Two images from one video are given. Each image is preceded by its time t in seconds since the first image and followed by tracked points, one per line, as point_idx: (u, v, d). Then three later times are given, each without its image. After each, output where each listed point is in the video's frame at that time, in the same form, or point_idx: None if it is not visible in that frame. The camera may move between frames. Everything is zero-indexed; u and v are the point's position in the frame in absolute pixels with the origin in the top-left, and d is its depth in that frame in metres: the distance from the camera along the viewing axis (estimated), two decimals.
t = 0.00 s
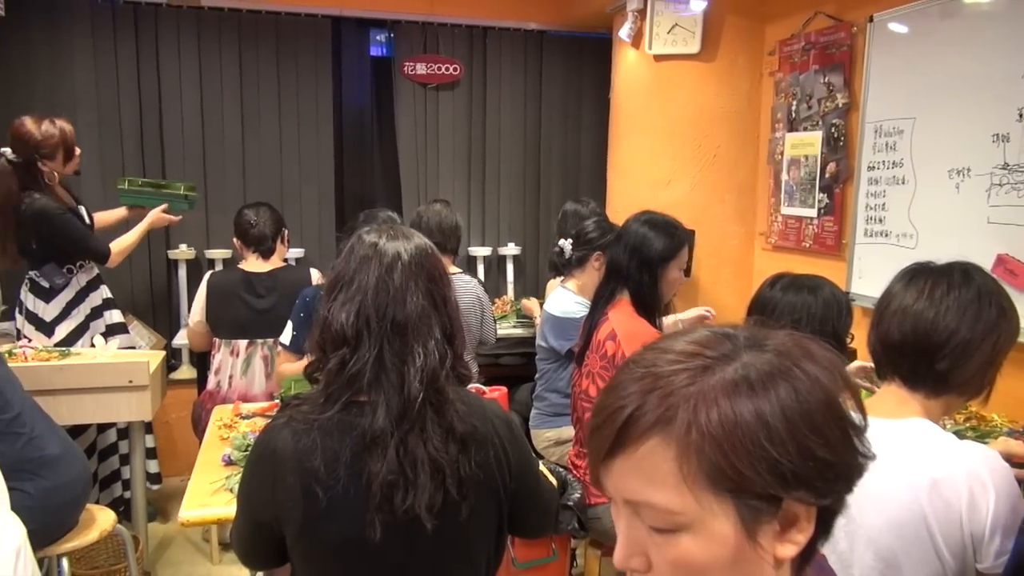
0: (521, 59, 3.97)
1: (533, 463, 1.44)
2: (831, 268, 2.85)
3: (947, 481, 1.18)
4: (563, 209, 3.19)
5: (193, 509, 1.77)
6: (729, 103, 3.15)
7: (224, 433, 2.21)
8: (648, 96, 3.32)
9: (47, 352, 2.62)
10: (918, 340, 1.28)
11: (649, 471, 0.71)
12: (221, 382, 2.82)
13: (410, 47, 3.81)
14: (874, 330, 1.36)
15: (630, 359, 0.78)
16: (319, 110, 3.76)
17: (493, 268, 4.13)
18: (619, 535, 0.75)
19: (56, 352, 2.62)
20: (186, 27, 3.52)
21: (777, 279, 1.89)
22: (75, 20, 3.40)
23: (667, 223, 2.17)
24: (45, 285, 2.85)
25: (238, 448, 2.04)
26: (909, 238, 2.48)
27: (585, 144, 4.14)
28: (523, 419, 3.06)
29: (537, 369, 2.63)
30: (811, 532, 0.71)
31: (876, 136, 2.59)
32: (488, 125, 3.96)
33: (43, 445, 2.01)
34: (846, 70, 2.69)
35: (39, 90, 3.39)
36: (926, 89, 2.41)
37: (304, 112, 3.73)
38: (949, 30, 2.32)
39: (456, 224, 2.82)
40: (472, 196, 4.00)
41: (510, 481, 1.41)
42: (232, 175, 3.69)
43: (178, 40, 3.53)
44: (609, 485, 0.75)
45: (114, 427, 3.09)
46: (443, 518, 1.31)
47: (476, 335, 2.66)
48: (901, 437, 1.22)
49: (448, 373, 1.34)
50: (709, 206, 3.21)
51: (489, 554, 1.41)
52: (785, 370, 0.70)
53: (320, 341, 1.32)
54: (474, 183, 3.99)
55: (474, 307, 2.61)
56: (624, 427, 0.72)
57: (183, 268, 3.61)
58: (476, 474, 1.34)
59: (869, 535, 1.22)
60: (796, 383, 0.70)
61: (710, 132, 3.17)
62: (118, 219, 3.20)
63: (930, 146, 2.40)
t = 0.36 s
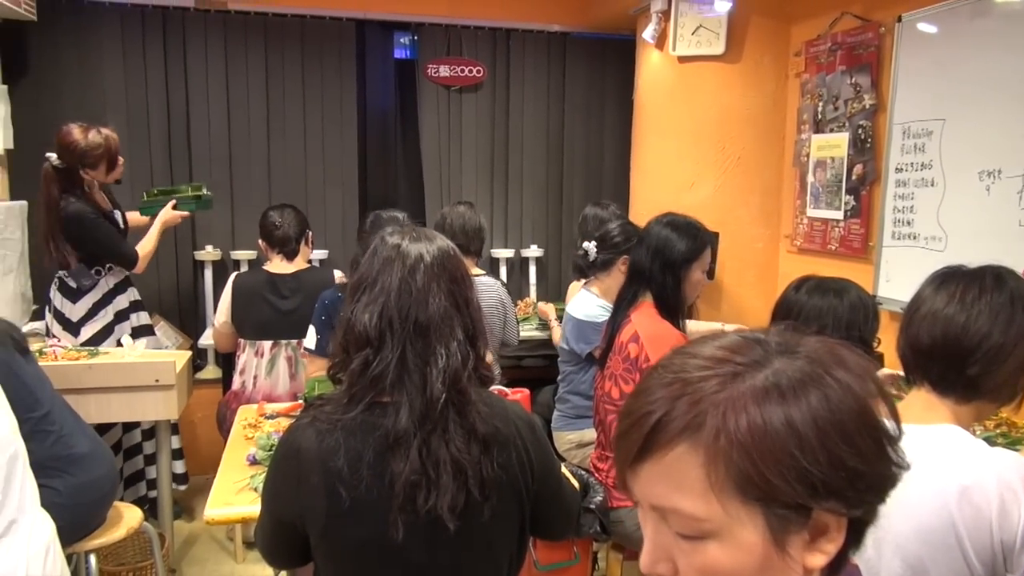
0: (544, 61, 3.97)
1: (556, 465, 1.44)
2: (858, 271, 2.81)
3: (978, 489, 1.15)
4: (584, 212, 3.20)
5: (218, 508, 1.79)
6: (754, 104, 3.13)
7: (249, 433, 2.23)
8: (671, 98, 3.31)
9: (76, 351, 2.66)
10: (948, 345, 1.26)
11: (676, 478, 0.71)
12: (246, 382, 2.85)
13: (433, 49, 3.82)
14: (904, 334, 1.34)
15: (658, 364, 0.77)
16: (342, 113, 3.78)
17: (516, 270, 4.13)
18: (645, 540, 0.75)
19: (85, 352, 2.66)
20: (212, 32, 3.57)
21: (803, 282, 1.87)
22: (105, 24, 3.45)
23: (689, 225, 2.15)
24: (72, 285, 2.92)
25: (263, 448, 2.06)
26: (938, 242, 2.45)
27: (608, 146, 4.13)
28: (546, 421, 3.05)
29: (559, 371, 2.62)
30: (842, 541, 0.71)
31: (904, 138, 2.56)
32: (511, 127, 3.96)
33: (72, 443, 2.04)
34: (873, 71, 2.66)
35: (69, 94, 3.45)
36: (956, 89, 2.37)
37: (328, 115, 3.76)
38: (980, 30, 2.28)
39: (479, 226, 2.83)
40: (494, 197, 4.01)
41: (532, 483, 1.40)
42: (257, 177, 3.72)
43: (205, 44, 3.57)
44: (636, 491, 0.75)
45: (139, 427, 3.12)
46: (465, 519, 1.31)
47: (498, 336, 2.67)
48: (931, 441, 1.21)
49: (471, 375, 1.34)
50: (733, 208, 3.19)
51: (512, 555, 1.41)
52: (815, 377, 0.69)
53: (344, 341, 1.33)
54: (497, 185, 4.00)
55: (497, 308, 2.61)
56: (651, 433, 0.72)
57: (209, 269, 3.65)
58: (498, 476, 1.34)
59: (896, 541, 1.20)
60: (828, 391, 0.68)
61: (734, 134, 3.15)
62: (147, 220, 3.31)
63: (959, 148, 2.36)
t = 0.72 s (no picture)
0: (571, 65, 3.97)
1: (581, 469, 1.44)
2: (889, 276, 2.78)
3: (1013, 499, 1.13)
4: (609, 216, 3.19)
5: (245, 508, 1.81)
6: (782, 107, 3.10)
7: (276, 434, 2.25)
8: (699, 102, 3.30)
9: (108, 352, 2.71)
10: (982, 353, 1.23)
11: (688, 484, 0.71)
12: (273, 384, 2.88)
13: (460, 53, 3.84)
14: (937, 342, 1.32)
15: (680, 371, 0.78)
16: (370, 117, 3.81)
17: (541, 273, 4.13)
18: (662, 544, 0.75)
19: (117, 352, 2.70)
20: (242, 38, 3.61)
21: (832, 287, 1.85)
22: (137, 31, 3.51)
23: (718, 228, 2.13)
24: (109, 288, 2.97)
25: (290, 449, 2.08)
26: (970, 246, 2.40)
27: (635, 150, 4.12)
28: (570, 425, 3.05)
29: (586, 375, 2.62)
30: (861, 560, 0.68)
31: (936, 141, 2.52)
32: (537, 130, 3.97)
33: (103, 442, 2.07)
34: (904, 74, 2.63)
35: (103, 100, 3.52)
36: (990, 91, 2.33)
37: (355, 119, 3.79)
38: (1015, 31, 2.24)
39: (505, 229, 2.83)
40: (520, 200, 4.01)
41: (557, 487, 1.40)
42: (285, 181, 3.76)
43: (235, 50, 3.62)
44: (654, 494, 0.76)
45: (165, 428, 3.16)
46: (491, 522, 1.32)
47: (524, 340, 2.67)
48: (965, 451, 1.18)
49: (497, 378, 1.34)
50: (760, 212, 3.16)
51: (537, 559, 1.41)
52: (835, 392, 0.67)
53: (371, 344, 1.34)
54: (523, 188, 4.00)
55: (523, 311, 2.62)
56: (666, 438, 0.73)
57: (237, 272, 3.70)
58: (524, 480, 1.34)
59: (928, 551, 1.18)
60: (847, 406, 0.66)
61: (762, 138, 3.12)
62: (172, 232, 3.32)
63: (993, 151, 2.32)
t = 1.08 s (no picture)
0: (593, 66, 3.96)
1: (604, 471, 1.43)
2: (915, 279, 2.74)
3: None
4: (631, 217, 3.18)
5: (268, 507, 1.82)
6: (807, 107, 3.07)
7: (299, 434, 2.27)
8: (722, 103, 3.28)
9: (135, 351, 2.75)
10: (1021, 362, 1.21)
11: (699, 484, 0.72)
12: (295, 384, 2.88)
13: (482, 55, 3.85)
14: (976, 353, 1.30)
15: (703, 373, 0.77)
16: (392, 119, 3.83)
17: (563, 275, 4.12)
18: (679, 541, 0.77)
19: (143, 352, 2.74)
20: (267, 41, 3.65)
21: (856, 289, 1.82)
22: (163, 35, 3.56)
23: (742, 231, 2.12)
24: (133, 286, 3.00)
25: (312, 449, 2.09)
26: (1000, 249, 2.36)
27: (657, 152, 4.10)
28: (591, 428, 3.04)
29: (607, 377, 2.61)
30: None
31: (964, 142, 2.48)
32: (559, 132, 3.97)
33: (130, 440, 2.10)
34: (932, 73, 2.60)
35: (130, 102, 3.57)
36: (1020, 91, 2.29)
37: (378, 121, 3.82)
38: None
39: (527, 231, 2.83)
40: (542, 202, 4.01)
41: (578, 489, 1.40)
42: (308, 182, 3.79)
43: (260, 53, 3.65)
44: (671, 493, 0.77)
45: (190, 427, 3.20)
46: (511, 522, 1.31)
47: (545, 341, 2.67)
48: (1003, 458, 1.17)
49: (519, 380, 1.34)
50: (784, 214, 3.13)
51: (558, 561, 1.41)
52: (855, 406, 0.64)
53: (394, 344, 1.35)
54: (545, 190, 4.01)
55: (545, 314, 2.62)
56: (681, 437, 0.73)
57: (261, 273, 3.74)
58: (545, 481, 1.33)
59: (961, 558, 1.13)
60: (866, 421, 0.63)
61: (785, 140, 3.09)
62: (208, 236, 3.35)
63: None
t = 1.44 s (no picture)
0: (618, 66, 3.95)
1: (632, 476, 1.42)
2: (948, 281, 2.70)
3: None
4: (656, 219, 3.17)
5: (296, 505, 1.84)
6: (835, 107, 3.04)
7: (324, 433, 2.29)
8: (749, 103, 3.26)
9: (163, 350, 2.79)
10: None
11: (724, 489, 0.71)
12: (321, 383, 2.92)
13: (508, 55, 3.85)
14: None
15: (729, 377, 0.77)
16: (418, 120, 3.85)
17: (587, 275, 4.12)
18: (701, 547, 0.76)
19: (171, 350, 2.78)
20: (294, 43, 3.68)
21: (887, 292, 1.80)
22: (192, 38, 3.61)
23: (770, 232, 2.11)
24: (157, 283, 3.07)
25: (337, 448, 2.10)
26: None
27: (683, 152, 4.08)
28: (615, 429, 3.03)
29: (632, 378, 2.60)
30: None
31: (998, 142, 2.43)
32: (583, 132, 3.96)
33: (159, 436, 2.13)
34: (965, 72, 2.56)
35: (160, 104, 3.63)
36: None
37: (404, 121, 3.84)
38: None
39: (551, 231, 2.83)
40: (567, 203, 4.01)
41: (606, 493, 1.39)
42: (334, 183, 3.82)
43: (287, 54, 3.69)
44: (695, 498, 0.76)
45: (217, 425, 3.23)
46: (537, 524, 1.31)
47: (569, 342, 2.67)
48: None
49: (549, 381, 1.34)
50: (812, 215, 3.10)
51: (584, 565, 1.40)
52: (885, 412, 0.63)
53: (426, 342, 1.35)
54: (570, 190, 4.00)
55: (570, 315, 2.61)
56: (706, 442, 0.73)
57: (287, 272, 3.78)
58: (573, 484, 1.33)
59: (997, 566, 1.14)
60: (897, 427, 0.62)
61: (813, 140, 3.06)
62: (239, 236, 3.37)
63: None
